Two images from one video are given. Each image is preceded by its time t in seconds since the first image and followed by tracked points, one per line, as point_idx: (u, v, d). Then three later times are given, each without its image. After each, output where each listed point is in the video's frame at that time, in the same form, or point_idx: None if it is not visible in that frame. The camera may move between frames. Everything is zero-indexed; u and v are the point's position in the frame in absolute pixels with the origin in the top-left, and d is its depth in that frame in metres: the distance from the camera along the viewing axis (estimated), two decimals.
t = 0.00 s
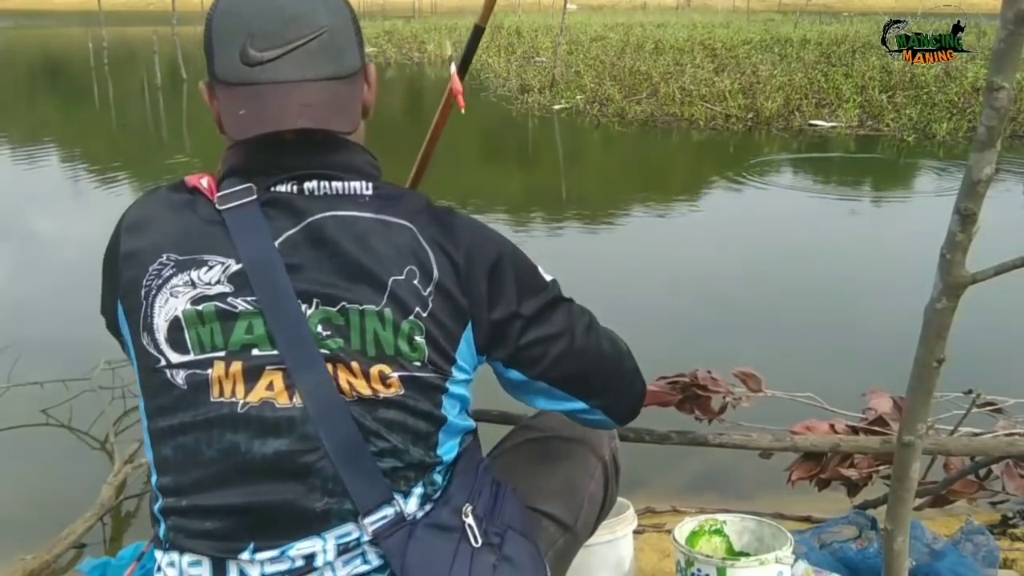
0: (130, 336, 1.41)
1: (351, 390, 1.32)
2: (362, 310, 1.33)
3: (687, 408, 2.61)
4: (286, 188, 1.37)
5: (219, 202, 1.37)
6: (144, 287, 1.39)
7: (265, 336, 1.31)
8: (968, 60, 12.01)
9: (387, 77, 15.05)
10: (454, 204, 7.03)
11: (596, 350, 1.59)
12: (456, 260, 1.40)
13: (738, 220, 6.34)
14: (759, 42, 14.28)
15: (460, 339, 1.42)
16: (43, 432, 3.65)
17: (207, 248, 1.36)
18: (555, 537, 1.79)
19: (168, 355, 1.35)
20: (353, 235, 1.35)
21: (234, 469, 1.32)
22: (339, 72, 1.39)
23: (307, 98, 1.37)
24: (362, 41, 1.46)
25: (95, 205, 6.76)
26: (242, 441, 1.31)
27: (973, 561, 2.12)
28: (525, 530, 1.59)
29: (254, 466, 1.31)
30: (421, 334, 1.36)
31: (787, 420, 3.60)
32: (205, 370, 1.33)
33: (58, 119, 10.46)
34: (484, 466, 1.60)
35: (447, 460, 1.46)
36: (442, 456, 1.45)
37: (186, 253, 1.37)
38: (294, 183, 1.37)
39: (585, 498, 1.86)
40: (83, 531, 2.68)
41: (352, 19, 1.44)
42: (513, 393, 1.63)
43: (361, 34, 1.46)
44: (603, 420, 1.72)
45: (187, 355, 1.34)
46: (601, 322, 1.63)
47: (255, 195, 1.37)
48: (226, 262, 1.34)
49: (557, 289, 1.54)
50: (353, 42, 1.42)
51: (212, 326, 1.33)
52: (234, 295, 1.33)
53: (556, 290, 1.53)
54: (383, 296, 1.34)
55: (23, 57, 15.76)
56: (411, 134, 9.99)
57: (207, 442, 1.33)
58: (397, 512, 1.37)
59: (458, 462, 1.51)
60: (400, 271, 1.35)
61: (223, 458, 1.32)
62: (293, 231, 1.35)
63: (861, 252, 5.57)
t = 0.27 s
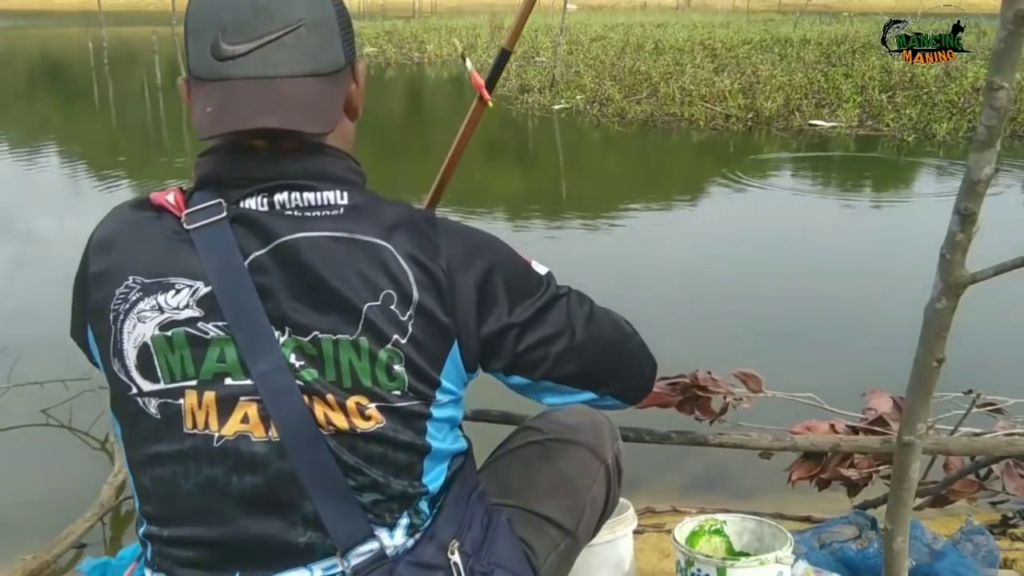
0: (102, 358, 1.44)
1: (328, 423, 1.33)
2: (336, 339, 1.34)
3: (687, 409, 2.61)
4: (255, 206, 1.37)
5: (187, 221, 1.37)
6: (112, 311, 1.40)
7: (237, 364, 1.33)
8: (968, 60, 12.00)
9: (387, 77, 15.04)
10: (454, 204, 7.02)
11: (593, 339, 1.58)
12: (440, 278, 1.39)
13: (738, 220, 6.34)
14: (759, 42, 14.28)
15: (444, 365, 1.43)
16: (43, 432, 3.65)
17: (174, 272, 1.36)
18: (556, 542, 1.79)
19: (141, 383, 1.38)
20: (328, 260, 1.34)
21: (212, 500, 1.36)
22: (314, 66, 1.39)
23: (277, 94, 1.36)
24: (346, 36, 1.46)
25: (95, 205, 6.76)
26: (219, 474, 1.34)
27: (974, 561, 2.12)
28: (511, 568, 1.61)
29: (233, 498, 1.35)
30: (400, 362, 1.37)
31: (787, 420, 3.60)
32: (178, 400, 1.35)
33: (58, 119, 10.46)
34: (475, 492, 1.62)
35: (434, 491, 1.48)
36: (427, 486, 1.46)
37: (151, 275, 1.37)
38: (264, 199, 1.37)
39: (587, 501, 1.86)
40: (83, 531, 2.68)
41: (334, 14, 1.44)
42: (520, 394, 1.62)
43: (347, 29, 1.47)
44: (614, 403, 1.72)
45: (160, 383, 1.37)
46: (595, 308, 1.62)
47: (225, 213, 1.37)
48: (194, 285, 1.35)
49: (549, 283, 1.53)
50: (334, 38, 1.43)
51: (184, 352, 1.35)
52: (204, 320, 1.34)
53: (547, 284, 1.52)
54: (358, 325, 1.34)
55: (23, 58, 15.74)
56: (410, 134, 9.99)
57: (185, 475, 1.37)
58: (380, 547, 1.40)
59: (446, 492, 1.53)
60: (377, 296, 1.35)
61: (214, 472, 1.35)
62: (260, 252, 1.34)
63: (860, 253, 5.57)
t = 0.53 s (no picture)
0: (87, 371, 1.45)
1: (318, 435, 1.33)
2: (323, 351, 1.33)
3: (687, 408, 2.61)
4: (238, 215, 1.37)
5: (168, 232, 1.37)
6: (95, 324, 1.40)
7: (222, 377, 1.33)
8: (968, 60, 11.99)
9: (386, 77, 15.04)
10: (454, 204, 7.03)
11: (589, 338, 1.55)
12: (429, 282, 1.38)
13: (737, 220, 6.34)
14: (759, 42, 14.28)
15: (436, 370, 1.42)
16: (42, 432, 3.65)
17: (156, 285, 1.36)
18: (554, 543, 1.79)
19: (128, 396, 1.39)
20: (316, 270, 1.33)
21: (203, 513, 1.36)
22: (292, 65, 1.38)
23: (255, 97, 1.36)
24: (329, 35, 1.45)
25: (95, 205, 6.76)
26: (208, 488, 1.35)
27: (973, 561, 2.12)
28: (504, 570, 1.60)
29: (224, 511, 1.35)
30: (390, 372, 1.36)
31: (787, 420, 3.60)
32: (164, 414, 1.36)
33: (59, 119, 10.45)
34: (471, 496, 1.62)
35: (427, 499, 1.48)
36: (420, 494, 1.46)
37: (134, 287, 1.37)
38: (247, 207, 1.37)
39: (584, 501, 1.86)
40: (83, 531, 2.68)
41: (314, 11, 1.43)
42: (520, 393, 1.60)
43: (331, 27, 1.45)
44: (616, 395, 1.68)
45: (146, 396, 1.37)
46: (592, 305, 1.59)
47: (207, 223, 1.36)
48: (178, 297, 1.34)
49: (542, 282, 1.51)
50: (316, 36, 1.42)
51: (169, 366, 1.35)
52: (189, 332, 1.34)
53: (540, 283, 1.49)
54: (345, 337, 1.33)
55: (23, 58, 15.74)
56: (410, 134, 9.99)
57: (175, 489, 1.37)
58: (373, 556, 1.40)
59: (441, 498, 1.53)
60: (366, 305, 1.35)
61: (207, 480, 1.35)
62: (244, 263, 1.34)
63: (859, 253, 5.57)
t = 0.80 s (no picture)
0: (79, 375, 1.45)
1: (309, 438, 1.34)
2: (313, 354, 1.33)
3: (687, 408, 2.61)
4: (227, 217, 1.36)
5: (156, 236, 1.37)
6: (85, 328, 1.40)
7: (213, 381, 1.33)
8: (968, 60, 11.99)
9: (386, 77, 15.04)
10: (454, 204, 7.03)
11: (579, 352, 1.53)
12: (419, 283, 1.36)
13: (738, 220, 6.34)
14: (759, 42, 14.29)
15: (427, 372, 1.41)
16: (42, 432, 3.64)
17: (145, 289, 1.36)
18: (553, 543, 1.78)
19: (119, 401, 1.39)
20: (305, 272, 1.33)
21: (198, 516, 1.37)
22: (277, 65, 1.37)
23: (238, 98, 1.34)
24: (318, 33, 1.43)
25: (95, 205, 6.75)
26: (203, 492, 1.35)
27: (974, 561, 2.12)
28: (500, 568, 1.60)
29: (219, 514, 1.36)
30: (380, 375, 1.36)
31: (787, 420, 3.60)
32: (156, 418, 1.36)
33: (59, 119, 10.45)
34: (468, 495, 1.62)
35: (423, 499, 1.48)
36: (414, 494, 1.46)
37: (123, 293, 1.37)
38: (236, 209, 1.36)
39: (584, 502, 1.86)
40: (83, 531, 2.68)
41: (301, 7, 1.41)
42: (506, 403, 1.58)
43: (320, 25, 1.43)
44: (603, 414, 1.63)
45: (137, 401, 1.37)
46: (584, 318, 1.57)
47: (195, 227, 1.36)
48: (167, 301, 1.34)
49: (535, 291, 1.49)
50: (303, 35, 1.40)
51: (160, 371, 1.35)
52: (179, 337, 1.34)
53: (531, 292, 1.47)
54: (335, 340, 1.33)
55: (23, 58, 15.74)
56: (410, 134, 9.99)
57: (170, 493, 1.38)
58: (366, 556, 1.41)
59: (437, 497, 1.53)
60: (355, 308, 1.34)
61: (205, 482, 1.35)
62: (232, 266, 1.33)
63: (860, 253, 5.57)
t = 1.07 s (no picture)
0: (74, 380, 1.46)
1: (298, 443, 1.34)
2: (302, 358, 1.32)
3: (687, 408, 2.61)
4: (214, 221, 1.35)
5: (145, 240, 1.37)
6: (79, 334, 1.41)
7: (203, 385, 1.33)
8: (968, 60, 11.99)
9: (386, 76, 15.04)
10: (454, 204, 7.02)
11: (567, 370, 1.51)
12: (408, 287, 1.35)
13: (738, 221, 6.34)
14: (759, 42, 14.29)
15: (420, 373, 1.40)
16: (42, 432, 3.64)
17: (135, 294, 1.36)
18: (553, 543, 1.78)
19: (112, 405, 1.39)
20: (294, 276, 1.32)
21: (196, 518, 1.37)
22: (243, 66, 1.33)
23: (199, 101, 1.33)
24: (294, 27, 1.37)
25: (94, 205, 6.76)
26: (197, 496, 1.36)
27: (974, 561, 2.12)
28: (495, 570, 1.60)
29: (215, 517, 1.36)
30: (369, 380, 1.35)
31: (787, 420, 3.60)
32: (148, 422, 1.36)
33: (59, 119, 10.45)
34: (465, 496, 1.63)
35: (416, 502, 1.49)
36: (407, 497, 1.47)
37: (114, 298, 1.37)
38: (223, 212, 1.35)
39: (583, 501, 1.86)
40: (83, 531, 2.68)
41: None
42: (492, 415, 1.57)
43: (295, 18, 1.37)
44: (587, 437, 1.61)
45: (130, 406, 1.38)
46: (574, 335, 1.55)
47: (184, 230, 1.36)
48: (157, 306, 1.34)
49: (525, 303, 1.47)
50: (274, 31, 1.35)
51: (150, 375, 1.35)
52: (169, 341, 1.34)
53: (523, 304, 1.45)
54: (323, 344, 1.32)
55: (23, 58, 15.75)
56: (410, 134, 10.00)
57: (165, 496, 1.38)
58: (359, 559, 1.41)
59: (433, 498, 1.54)
60: (342, 312, 1.33)
61: (200, 483, 1.35)
62: (220, 270, 1.33)
63: (860, 253, 5.57)
